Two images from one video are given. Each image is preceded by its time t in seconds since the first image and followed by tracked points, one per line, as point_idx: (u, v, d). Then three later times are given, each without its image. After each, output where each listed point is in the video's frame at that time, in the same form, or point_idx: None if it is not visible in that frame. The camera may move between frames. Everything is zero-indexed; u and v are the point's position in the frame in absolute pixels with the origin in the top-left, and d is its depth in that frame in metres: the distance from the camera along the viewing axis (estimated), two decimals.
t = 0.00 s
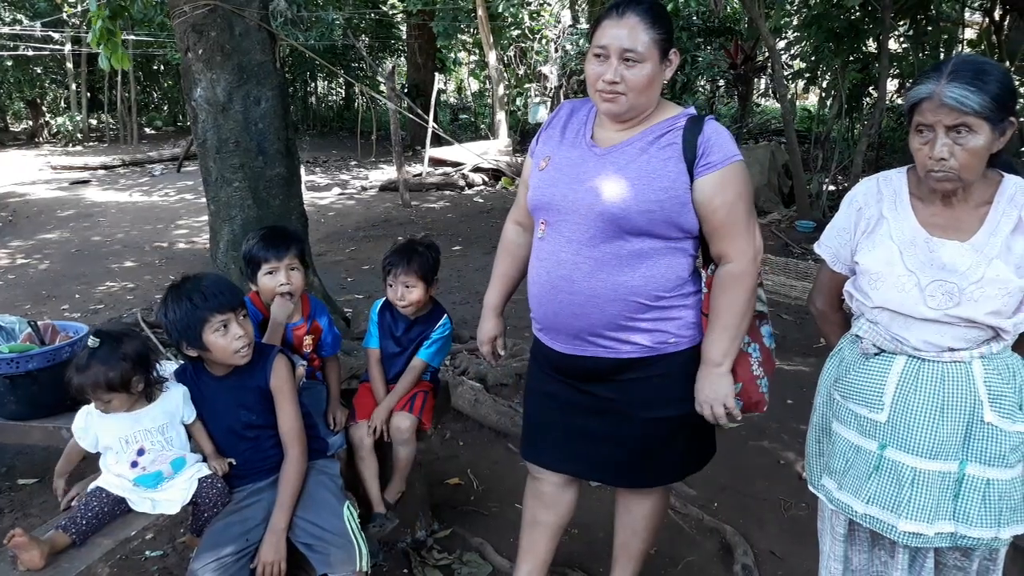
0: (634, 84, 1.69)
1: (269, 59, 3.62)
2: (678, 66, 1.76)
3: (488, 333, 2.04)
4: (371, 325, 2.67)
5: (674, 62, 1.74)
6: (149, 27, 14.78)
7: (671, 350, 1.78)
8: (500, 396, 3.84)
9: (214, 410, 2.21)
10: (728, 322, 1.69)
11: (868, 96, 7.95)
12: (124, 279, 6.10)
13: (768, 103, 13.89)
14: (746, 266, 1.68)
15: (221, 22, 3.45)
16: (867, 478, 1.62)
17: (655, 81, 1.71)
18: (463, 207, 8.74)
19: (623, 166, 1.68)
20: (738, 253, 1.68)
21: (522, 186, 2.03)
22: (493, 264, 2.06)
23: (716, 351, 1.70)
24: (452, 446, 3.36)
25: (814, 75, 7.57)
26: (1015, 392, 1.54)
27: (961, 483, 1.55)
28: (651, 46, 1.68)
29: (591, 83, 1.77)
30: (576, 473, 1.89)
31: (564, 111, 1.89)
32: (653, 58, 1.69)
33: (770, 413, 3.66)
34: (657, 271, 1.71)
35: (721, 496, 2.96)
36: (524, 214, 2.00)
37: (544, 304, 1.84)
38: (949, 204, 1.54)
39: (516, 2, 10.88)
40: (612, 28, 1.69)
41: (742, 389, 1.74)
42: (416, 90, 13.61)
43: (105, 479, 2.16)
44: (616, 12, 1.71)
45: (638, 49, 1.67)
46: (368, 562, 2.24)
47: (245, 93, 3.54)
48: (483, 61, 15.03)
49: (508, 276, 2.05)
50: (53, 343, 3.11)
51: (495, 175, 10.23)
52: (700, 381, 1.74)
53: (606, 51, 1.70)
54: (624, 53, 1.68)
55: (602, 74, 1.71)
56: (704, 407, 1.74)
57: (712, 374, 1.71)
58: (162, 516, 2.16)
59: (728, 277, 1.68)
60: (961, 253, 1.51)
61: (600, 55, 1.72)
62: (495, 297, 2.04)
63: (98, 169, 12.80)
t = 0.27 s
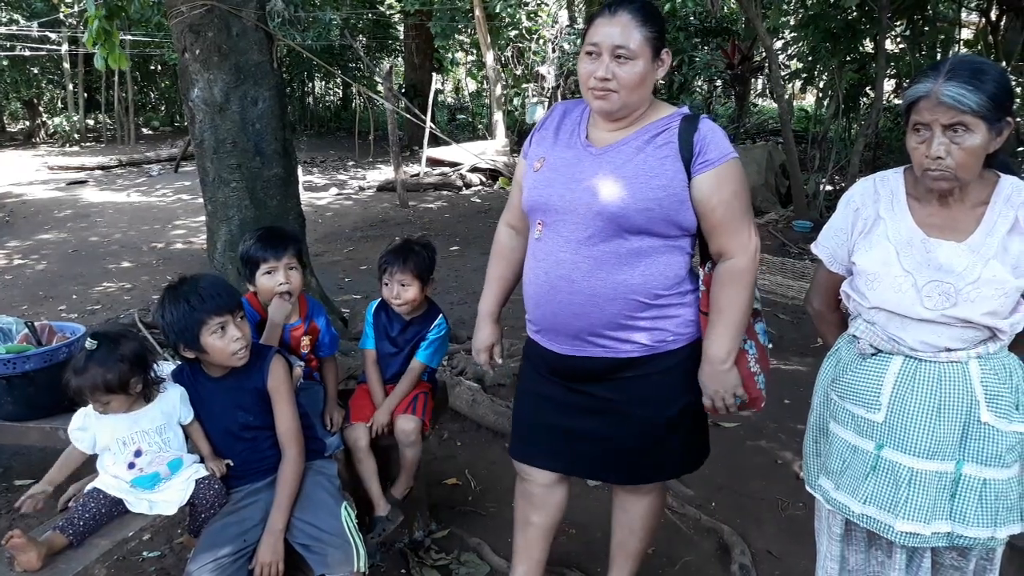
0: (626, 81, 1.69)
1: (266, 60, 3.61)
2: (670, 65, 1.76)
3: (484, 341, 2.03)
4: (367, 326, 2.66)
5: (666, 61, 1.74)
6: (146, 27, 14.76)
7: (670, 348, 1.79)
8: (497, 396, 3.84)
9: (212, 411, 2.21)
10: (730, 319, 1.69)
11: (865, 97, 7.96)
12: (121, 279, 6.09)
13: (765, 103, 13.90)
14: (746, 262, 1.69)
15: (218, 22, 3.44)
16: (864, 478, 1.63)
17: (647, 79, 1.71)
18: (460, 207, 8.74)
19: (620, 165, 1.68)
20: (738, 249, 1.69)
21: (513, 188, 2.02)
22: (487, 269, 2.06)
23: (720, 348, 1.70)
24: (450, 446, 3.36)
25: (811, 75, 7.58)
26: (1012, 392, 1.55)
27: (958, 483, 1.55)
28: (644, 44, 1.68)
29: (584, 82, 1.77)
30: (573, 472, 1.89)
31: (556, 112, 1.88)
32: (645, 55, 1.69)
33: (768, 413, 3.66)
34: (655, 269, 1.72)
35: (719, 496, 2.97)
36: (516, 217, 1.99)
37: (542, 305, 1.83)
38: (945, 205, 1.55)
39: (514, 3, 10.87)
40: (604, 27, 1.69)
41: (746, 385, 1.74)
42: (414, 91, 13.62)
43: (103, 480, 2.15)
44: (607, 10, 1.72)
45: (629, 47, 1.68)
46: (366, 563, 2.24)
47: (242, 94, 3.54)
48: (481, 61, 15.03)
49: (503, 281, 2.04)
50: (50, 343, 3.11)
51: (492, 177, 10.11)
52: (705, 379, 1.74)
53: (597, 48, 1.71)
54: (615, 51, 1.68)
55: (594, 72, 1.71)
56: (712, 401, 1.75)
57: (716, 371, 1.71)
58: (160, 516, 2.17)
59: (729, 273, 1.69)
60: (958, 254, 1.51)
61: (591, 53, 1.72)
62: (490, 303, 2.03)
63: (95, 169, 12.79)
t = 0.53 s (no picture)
0: (618, 76, 1.69)
1: (263, 58, 3.60)
2: (659, 61, 1.77)
3: (474, 350, 1.99)
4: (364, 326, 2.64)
5: (656, 57, 1.75)
6: (142, 25, 14.71)
7: (677, 343, 1.79)
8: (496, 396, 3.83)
9: (210, 411, 2.19)
10: (738, 311, 1.73)
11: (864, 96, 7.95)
12: (118, 279, 6.07)
13: (764, 102, 13.89)
14: (749, 254, 1.73)
15: (215, 21, 3.43)
16: (866, 478, 1.62)
17: (639, 74, 1.71)
18: (458, 207, 8.72)
19: (626, 162, 1.67)
20: (740, 241, 1.72)
21: (497, 192, 1.98)
22: (474, 275, 2.02)
23: (730, 339, 1.73)
24: (449, 446, 3.35)
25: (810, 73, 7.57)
26: (1015, 392, 1.54)
27: (961, 484, 1.54)
28: (635, 41, 1.69)
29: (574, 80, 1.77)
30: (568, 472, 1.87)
31: (544, 113, 1.85)
32: (636, 50, 1.69)
33: (768, 414, 3.66)
34: (664, 265, 1.71)
35: (719, 496, 2.96)
36: (505, 221, 1.97)
37: (547, 308, 1.79)
38: (947, 204, 1.54)
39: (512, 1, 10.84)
40: (594, 23, 1.70)
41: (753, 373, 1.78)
42: (411, 90, 13.54)
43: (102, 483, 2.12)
44: (596, 8, 1.73)
45: (620, 42, 1.68)
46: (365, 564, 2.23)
47: (239, 93, 3.53)
48: (479, 60, 15.00)
49: (491, 287, 2.01)
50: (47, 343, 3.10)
51: (491, 175, 10.16)
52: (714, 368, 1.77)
53: (587, 45, 1.71)
54: (606, 46, 1.69)
55: (586, 68, 1.71)
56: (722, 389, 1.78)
57: (728, 362, 1.74)
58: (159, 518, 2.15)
59: (734, 265, 1.72)
60: (960, 253, 1.50)
61: (582, 50, 1.72)
62: (478, 311, 1.99)
63: (91, 168, 12.74)
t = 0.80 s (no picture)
0: (603, 75, 1.69)
1: (264, 59, 3.60)
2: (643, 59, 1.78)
3: (465, 358, 1.98)
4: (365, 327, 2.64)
5: (641, 55, 1.76)
6: (141, 26, 14.71)
7: (676, 337, 1.80)
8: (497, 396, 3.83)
9: (213, 410, 2.19)
10: (734, 297, 1.78)
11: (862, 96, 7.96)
12: (117, 279, 6.07)
13: (762, 102, 13.91)
14: (740, 241, 1.78)
15: (216, 21, 3.43)
16: (867, 477, 1.62)
17: (624, 73, 1.71)
18: (458, 207, 8.72)
19: (623, 160, 1.68)
20: (731, 230, 1.77)
21: (481, 196, 1.95)
22: (460, 281, 2.01)
23: (729, 325, 1.78)
24: (450, 446, 3.35)
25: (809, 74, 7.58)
26: (1016, 390, 1.55)
27: (961, 482, 1.55)
28: (620, 39, 1.69)
29: (558, 81, 1.76)
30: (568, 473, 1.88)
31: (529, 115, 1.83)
32: (620, 49, 1.69)
33: (767, 413, 3.67)
34: (664, 261, 1.73)
35: (719, 495, 2.97)
36: (491, 225, 1.95)
37: (549, 310, 1.76)
38: (948, 204, 1.54)
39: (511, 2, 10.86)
40: (576, 24, 1.70)
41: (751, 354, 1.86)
42: (410, 90, 13.55)
43: (104, 483, 2.14)
44: (577, 9, 1.73)
45: (604, 41, 1.68)
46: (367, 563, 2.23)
47: (240, 93, 3.53)
48: (477, 60, 15.02)
49: (479, 292, 1.99)
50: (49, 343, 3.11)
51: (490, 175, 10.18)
52: (714, 351, 1.82)
53: (570, 45, 1.71)
54: (590, 45, 1.69)
55: (571, 68, 1.71)
56: (723, 370, 1.84)
57: (729, 346, 1.80)
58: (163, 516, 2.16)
59: (728, 253, 1.77)
60: (961, 254, 1.51)
61: (566, 51, 1.72)
62: (467, 318, 1.98)
63: (91, 168, 12.74)
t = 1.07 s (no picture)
0: (566, 68, 1.70)
1: (263, 59, 3.61)
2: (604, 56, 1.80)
3: (439, 364, 1.88)
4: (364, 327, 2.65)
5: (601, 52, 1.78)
6: (140, 26, 14.72)
7: (652, 329, 1.82)
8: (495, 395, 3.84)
9: (211, 410, 2.19)
10: (702, 283, 1.82)
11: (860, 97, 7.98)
12: (116, 279, 6.07)
13: (760, 102, 13.94)
14: (706, 230, 1.82)
15: (215, 21, 3.43)
16: (864, 477, 1.63)
17: (587, 68, 1.73)
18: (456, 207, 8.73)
19: (596, 154, 1.67)
20: (696, 219, 1.81)
21: (444, 198, 1.88)
22: (427, 287, 1.90)
23: (701, 310, 1.83)
24: (448, 446, 3.35)
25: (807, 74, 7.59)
26: (1012, 390, 1.55)
27: (959, 482, 1.55)
28: (582, 35, 1.71)
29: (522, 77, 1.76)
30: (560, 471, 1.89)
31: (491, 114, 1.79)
32: (581, 44, 1.71)
33: (766, 413, 3.68)
34: (640, 253, 1.74)
35: (717, 495, 2.97)
36: (458, 227, 1.87)
37: (528, 309, 1.74)
38: (945, 205, 1.55)
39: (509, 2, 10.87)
40: (537, 20, 1.71)
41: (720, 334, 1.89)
42: (409, 90, 13.56)
43: (101, 484, 2.15)
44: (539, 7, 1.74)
45: (566, 35, 1.69)
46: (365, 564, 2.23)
47: (239, 93, 3.53)
48: (476, 60, 15.03)
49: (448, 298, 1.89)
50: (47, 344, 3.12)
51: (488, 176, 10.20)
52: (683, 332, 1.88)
53: (532, 40, 1.71)
54: (552, 39, 1.70)
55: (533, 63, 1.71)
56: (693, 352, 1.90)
57: (701, 331, 1.84)
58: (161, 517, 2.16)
59: (695, 241, 1.81)
60: (958, 254, 1.51)
61: (528, 46, 1.72)
62: (438, 324, 1.88)
63: (89, 169, 12.75)
